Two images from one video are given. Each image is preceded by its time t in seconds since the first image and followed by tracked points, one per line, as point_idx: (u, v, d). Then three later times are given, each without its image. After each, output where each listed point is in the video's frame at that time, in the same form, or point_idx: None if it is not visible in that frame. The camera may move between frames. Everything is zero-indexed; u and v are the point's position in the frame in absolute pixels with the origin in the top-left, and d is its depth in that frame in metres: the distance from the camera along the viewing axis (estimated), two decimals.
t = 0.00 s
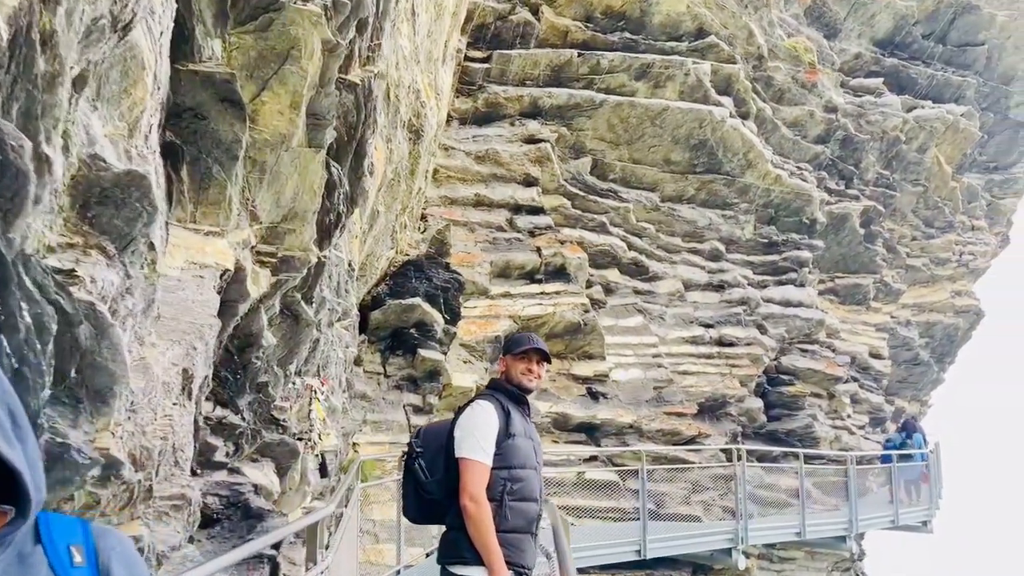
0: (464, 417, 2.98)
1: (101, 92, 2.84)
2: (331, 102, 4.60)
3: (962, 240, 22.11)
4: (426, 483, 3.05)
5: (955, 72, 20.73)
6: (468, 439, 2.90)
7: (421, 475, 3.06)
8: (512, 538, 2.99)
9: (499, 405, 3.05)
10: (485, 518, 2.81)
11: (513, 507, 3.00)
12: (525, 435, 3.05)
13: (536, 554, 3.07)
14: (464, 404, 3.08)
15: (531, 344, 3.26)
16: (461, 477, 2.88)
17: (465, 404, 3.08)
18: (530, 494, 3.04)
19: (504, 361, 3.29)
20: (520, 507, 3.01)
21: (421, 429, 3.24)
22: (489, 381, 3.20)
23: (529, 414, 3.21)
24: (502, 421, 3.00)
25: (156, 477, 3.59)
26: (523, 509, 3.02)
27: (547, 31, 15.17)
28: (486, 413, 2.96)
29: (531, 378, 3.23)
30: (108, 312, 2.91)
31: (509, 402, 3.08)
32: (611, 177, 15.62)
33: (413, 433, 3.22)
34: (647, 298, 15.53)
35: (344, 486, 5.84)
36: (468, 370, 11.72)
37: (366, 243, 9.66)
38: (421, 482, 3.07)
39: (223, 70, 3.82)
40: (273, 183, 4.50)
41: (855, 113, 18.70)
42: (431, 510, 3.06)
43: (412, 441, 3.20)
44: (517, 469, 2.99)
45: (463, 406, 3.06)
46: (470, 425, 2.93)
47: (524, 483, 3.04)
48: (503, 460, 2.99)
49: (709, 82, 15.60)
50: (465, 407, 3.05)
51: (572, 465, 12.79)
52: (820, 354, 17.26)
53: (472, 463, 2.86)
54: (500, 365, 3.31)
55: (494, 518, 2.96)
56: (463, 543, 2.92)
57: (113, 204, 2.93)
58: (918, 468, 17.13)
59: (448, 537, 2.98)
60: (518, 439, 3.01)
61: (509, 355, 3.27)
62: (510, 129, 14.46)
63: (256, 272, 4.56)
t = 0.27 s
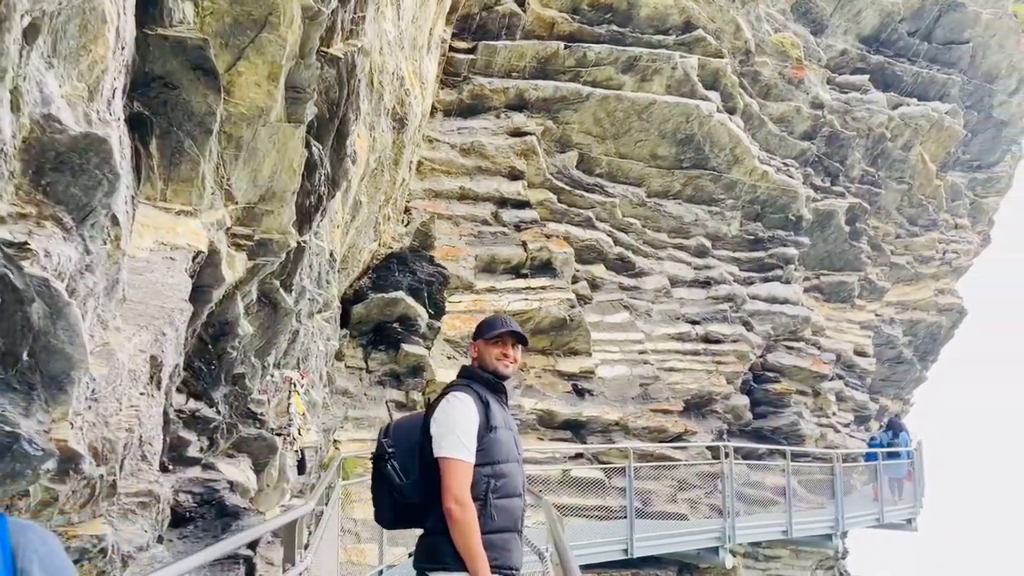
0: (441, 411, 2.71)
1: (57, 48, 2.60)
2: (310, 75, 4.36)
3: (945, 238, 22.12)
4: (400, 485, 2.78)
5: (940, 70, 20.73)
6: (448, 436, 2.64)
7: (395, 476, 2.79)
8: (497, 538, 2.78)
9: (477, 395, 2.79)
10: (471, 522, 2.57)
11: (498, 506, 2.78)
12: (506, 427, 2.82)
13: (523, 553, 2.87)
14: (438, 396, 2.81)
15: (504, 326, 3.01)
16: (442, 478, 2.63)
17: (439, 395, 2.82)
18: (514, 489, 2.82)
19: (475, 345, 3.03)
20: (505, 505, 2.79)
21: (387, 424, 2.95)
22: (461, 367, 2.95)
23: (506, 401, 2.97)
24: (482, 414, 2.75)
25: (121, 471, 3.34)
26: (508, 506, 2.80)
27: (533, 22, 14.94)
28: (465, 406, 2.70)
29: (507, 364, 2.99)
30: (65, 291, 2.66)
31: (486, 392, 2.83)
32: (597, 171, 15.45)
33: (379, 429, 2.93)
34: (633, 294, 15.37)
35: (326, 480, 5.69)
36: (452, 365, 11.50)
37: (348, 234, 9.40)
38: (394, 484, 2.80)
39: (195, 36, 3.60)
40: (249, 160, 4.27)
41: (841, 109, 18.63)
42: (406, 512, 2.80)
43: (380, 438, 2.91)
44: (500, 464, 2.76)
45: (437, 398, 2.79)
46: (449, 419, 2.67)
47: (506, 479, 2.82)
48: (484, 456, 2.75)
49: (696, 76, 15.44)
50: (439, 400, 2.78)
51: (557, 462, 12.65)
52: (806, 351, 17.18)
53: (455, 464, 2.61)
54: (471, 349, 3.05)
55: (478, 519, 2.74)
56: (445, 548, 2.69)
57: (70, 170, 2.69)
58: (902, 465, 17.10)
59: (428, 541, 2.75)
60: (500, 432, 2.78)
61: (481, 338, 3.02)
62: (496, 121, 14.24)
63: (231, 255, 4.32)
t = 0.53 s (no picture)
0: (414, 404, 2.45)
1: None
2: (295, 45, 4.09)
3: (930, 236, 22.10)
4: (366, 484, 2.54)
5: (926, 67, 20.72)
6: (420, 433, 2.39)
7: (362, 475, 2.53)
8: (473, 546, 2.54)
9: (456, 388, 2.54)
10: (444, 529, 2.35)
11: (475, 510, 2.55)
12: (486, 423, 2.58)
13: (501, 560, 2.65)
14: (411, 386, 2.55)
15: (487, 313, 2.79)
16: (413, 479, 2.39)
17: (413, 385, 2.56)
18: (494, 491, 2.59)
19: (455, 331, 2.81)
20: (483, 508, 2.56)
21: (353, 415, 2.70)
22: (439, 355, 2.70)
23: (487, 393, 2.74)
24: (461, 409, 2.50)
25: (89, 466, 3.07)
26: (486, 510, 2.57)
27: (521, 13, 14.71)
28: (443, 400, 2.45)
29: (490, 352, 2.79)
30: (24, 267, 2.40)
31: (466, 383, 2.59)
32: (584, 165, 15.30)
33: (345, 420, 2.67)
34: (621, 290, 15.21)
35: (310, 479, 5.43)
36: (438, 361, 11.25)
37: (331, 225, 9.14)
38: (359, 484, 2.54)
39: None
40: (229, 136, 4.05)
41: (828, 105, 18.55)
42: (372, 515, 2.56)
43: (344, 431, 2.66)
44: (479, 464, 2.53)
45: (411, 390, 2.53)
46: (423, 414, 2.41)
47: (485, 479, 2.58)
48: (463, 455, 2.51)
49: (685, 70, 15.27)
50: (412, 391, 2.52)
51: (544, 460, 12.52)
52: (793, 348, 17.08)
53: (428, 464, 2.36)
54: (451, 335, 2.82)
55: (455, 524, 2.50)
56: (415, 555, 2.46)
57: (30, 131, 2.43)
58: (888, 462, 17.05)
59: (396, 546, 2.51)
60: (480, 429, 2.54)
61: (462, 324, 2.80)
62: (482, 113, 14.03)
63: (209, 236, 4.08)
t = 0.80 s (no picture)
0: (384, 400, 2.22)
1: None
2: (271, 17, 3.97)
3: (916, 233, 22.07)
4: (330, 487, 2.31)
5: (913, 64, 20.67)
6: (393, 433, 2.17)
7: (325, 477, 2.30)
8: (445, 556, 2.36)
9: (432, 384, 2.32)
10: (416, 540, 2.14)
11: (449, 517, 2.36)
12: (463, 423, 2.37)
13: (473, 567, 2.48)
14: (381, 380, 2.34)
15: (467, 301, 2.56)
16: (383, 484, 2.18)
17: (384, 379, 2.34)
18: (469, 496, 2.41)
19: (430, 321, 2.57)
20: (458, 515, 2.38)
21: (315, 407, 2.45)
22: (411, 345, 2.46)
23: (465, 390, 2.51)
24: (438, 408, 2.28)
25: (42, 467, 2.79)
26: (460, 516, 2.39)
27: (507, 4, 14.46)
28: (418, 398, 2.22)
29: (469, 345, 2.56)
30: None
31: (443, 378, 2.36)
32: (571, 159, 15.07)
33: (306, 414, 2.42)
34: (607, 286, 15.02)
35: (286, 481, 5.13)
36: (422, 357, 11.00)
37: (312, 216, 8.86)
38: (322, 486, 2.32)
39: None
40: (199, 111, 3.86)
41: (816, 101, 18.43)
42: (335, 520, 2.35)
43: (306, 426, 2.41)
44: (456, 468, 2.33)
45: (381, 384, 2.31)
46: (395, 413, 2.19)
47: (460, 484, 2.38)
48: (438, 458, 2.30)
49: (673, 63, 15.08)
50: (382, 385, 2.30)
51: (530, 458, 12.33)
52: (780, 346, 16.94)
53: (399, 468, 2.14)
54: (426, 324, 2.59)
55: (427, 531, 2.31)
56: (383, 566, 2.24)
57: None
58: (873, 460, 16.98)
59: (361, 556, 2.30)
60: (458, 430, 2.33)
61: (439, 314, 2.56)
62: (468, 105, 13.77)
63: (178, 219, 3.85)
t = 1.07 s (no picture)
0: (366, 395, 2.01)
1: None
2: None
3: (904, 229, 21.99)
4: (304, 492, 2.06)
5: (903, 58, 20.56)
6: (380, 433, 1.96)
7: (299, 482, 2.04)
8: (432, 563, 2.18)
9: (418, 376, 2.11)
10: (407, 549, 1.96)
11: (435, 520, 2.17)
12: (449, 419, 2.18)
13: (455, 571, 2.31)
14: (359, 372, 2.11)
15: (449, 286, 2.34)
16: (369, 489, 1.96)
17: (362, 370, 2.11)
18: (454, 497, 2.23)
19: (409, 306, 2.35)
20: (444, 518, 2.20)
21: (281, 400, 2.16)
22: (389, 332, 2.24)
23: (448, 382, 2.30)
24: (425, 403, 2.08)
25: None
26: (446, 519, 2.21)
27: None
28: (405, 392, 2.01)
29: (453, 334, 2.36)
30: None
31: (429, 370, 2.15)
32: (561, 151, 14.82)
33: (272, 410, 2.13)
34: (597, 280, 14.79)
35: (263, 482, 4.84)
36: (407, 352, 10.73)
37: (294, 205, 8.57)
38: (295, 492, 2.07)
39: None
40: (168, 82, 3.71)
41: (806, 95, 18.28)
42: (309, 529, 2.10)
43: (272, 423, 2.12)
44: (443, 468, 2.14)
45: (359, 377, 2.08)
46: (380, 410, 1.97)
47: (446, 484, 2.20)
48: (425, 457, 2.10)
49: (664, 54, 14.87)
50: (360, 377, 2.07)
51: (518, 455, 12.12)
52: (770, 341, 16.78)
53: (389, 471, 1.95)
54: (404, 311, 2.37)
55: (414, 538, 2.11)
56: None
57: None
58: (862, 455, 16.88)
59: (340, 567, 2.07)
60: (444, 427, 2.14)
61: (419, 299, 2.34)
62: (455, 95, 13.50)
63: (144, 197, 3.64)
